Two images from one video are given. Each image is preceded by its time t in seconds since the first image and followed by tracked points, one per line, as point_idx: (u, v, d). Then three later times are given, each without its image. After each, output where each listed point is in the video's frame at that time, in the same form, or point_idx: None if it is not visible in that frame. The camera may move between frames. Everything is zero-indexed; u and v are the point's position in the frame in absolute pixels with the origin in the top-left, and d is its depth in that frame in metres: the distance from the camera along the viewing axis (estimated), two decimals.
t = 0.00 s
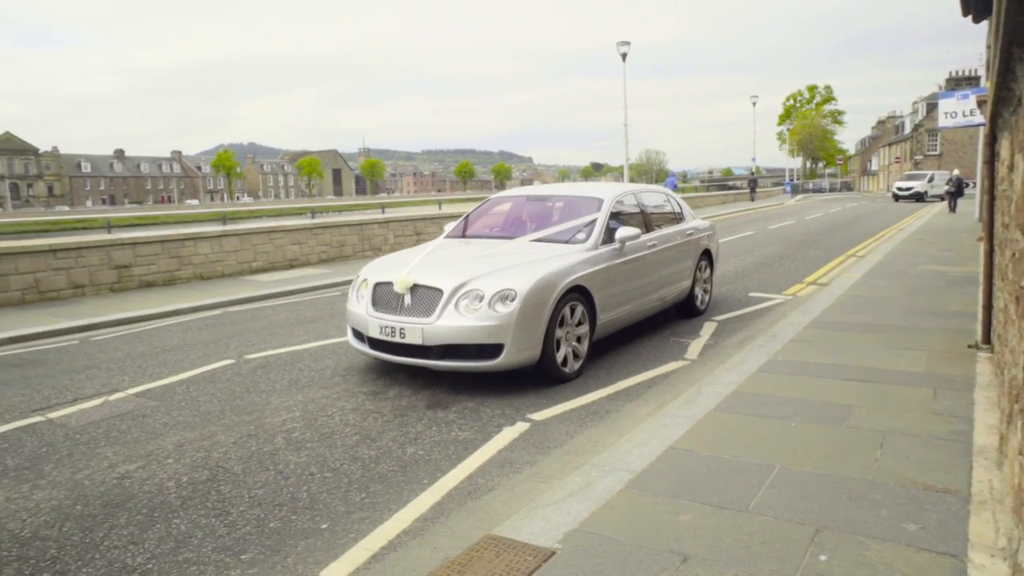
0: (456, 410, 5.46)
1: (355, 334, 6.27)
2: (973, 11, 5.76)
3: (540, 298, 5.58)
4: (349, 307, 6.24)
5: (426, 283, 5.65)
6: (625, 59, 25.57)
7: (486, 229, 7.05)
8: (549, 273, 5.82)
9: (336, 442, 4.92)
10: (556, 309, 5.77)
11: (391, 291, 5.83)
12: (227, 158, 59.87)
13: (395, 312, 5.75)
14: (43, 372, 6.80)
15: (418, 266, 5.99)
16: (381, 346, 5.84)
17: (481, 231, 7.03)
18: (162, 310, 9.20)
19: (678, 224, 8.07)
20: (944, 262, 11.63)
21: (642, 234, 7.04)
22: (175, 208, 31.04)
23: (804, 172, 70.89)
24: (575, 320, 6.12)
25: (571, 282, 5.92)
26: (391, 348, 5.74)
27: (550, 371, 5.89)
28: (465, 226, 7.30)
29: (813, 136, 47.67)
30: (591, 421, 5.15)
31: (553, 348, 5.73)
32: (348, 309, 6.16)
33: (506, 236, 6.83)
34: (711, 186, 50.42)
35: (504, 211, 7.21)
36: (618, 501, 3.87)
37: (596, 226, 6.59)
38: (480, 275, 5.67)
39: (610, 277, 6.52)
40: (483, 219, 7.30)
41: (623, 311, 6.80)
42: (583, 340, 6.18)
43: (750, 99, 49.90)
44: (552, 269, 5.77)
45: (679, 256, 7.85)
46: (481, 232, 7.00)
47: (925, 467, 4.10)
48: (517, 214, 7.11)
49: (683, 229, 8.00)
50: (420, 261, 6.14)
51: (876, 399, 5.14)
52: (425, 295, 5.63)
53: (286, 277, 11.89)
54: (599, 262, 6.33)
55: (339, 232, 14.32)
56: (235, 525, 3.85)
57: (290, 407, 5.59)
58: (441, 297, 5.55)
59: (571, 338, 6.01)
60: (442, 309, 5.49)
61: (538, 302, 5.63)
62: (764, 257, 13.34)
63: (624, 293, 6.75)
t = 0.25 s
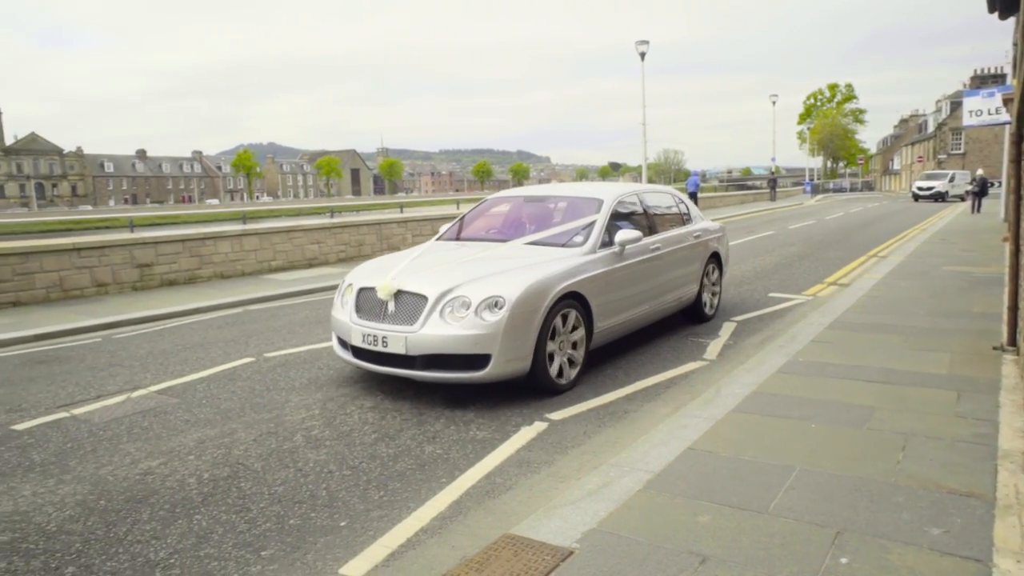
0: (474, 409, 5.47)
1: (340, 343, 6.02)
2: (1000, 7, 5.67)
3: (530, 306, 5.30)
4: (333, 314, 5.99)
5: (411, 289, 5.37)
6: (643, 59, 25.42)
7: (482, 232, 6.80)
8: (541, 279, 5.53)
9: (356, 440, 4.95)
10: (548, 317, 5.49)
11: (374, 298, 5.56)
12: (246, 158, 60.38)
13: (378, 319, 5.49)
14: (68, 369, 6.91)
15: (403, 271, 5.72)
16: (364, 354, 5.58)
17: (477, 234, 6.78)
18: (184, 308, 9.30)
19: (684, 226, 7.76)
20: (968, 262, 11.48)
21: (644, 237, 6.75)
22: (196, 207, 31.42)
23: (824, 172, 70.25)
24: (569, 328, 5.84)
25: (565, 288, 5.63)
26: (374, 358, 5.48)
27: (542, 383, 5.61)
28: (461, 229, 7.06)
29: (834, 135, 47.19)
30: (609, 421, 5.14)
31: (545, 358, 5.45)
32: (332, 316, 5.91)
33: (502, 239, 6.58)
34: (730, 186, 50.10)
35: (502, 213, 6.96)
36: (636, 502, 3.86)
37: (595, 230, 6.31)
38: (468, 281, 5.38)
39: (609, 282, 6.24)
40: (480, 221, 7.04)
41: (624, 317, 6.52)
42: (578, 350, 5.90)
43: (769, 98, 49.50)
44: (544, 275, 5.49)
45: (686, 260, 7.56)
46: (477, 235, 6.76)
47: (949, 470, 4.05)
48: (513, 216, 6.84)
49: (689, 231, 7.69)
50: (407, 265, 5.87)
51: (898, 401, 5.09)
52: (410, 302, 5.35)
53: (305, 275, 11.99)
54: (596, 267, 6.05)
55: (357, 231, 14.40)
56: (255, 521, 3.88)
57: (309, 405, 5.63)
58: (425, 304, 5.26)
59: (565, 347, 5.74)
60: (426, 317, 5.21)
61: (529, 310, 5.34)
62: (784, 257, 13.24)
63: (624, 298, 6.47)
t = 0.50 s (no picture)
0: (492, 408, 5.49)
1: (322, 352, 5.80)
2: None
3: (518, 313, 5.03)
4: (315, 320, 5.77)
5: (392, 295, 5.12)
6: (662, 58, 25.34)
7: (476, 234, 6.54)
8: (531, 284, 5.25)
9: (375, 438, 4.98)
10: (539, 324, 5.21)
11: (355, 304, 5.32)
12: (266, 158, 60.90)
13: (359, 327, 5.25)
14: (92, 366, 7.01)
15: (386, 275, 5.47)
16: (345, 363, 5.37)
17: (471, 235, 6.51)
18: (205, 307, 9.40)
19: (690, 228, 7.45)
20: (993, 263, 11.32)
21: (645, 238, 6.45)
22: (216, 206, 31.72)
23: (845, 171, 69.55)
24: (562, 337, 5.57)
25: (558, 294, 5.36)
26: (354, 368, 5.26)
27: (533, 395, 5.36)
28: (455, 230, 6.79)
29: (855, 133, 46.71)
30: (628, 421, 5.13)
31: (535, 369, 5.19)
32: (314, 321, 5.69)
33: (496, 240, 6.31)
34: (749, 186, 49.76)
35: (497, 213, 6.68)
36: (654, 502, 3.85)
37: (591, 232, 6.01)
38: (452, 287, 5.12)
39: (607, 287, 5.95)
40: (474, 222, 6.78)
41: (624, 324, 6.24)
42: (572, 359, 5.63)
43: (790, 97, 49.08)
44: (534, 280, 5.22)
45: (692, 263, 7.26)
46: (471, 236, 6.50)
47: (973, 473, 4.00)
48: (508, 217, 6.57)
49: (695, 233, 7.38)
50: (392, 270, 5.62)
51: (921, 403, 5.03)
52: (391, 309, 5.10)
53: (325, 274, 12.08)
54: (591, 271, 5.76)
55: (376, 230, 14.49)
56: (275, 518, 3.92)
57: (329, 404, 5.67)
58: (406, 312, 5.00)
59: (557, 357, 5.47)
60: (407, 325, 4.96)
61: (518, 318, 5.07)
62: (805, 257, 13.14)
63: (623, 303, 6.18)
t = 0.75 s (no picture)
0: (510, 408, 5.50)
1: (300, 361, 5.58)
2: None
3: (502, 320, 4.78)
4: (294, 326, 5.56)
5: (369, 302, 4.89)
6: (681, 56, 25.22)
7: (468, 236, 6.30)
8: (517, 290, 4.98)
9: (393, 437, 5.01)
10: (524, 333, 4.95)
11: (331, 310, 5.10)
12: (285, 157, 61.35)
13: (335, 335, 5.03)
14: (115, 363, 7.11)
15: (366, 281, 5.24)
16: (321, 373, 5.16)
17: (462, 238, 6.28)
18: (226, 305, 9.50)
19: (694, 230, 7.18)
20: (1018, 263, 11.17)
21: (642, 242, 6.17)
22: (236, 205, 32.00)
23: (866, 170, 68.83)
24: (551, 346, 5.30)
25: (545, 301, 5.09)
26: (327, 378, 5.04)
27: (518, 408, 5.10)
28: (447, 232, 6.56)
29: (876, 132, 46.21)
30: (646, 421, 5.12)
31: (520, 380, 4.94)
32: (292, 329, 5.48)
33: (485, 243, 6.07)
34: (769, 185, 49.40)
35: (489, 215, 6.44)
36: (672, 502, 3.83)
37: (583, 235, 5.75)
38: (431, 294, 4.87)
39: (601, 293, 5.68)
40: (467, 224, 6.54)
41: (619, 332, 5.97)
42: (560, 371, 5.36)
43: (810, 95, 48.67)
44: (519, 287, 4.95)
45: (695, 267, 6.99)
46: (462, 239, 6.27)
47: (997, 476, 3.95)
48: (499, 219, 6.33)
49: (699, 235, 7.09)
50: (374, 275, 5.40)
51: (944, 405, 4.97)
52: (368, 316, 4.87)
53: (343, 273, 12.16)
54: (583, 276, 5.49)
55: (394, 229, 14.56)
56: (294, 515, 3.95)
57: (348, 402, 5.72)
58: (382, 320, 4.77)
59: (545, 367, 5.21)
60: (383, 333, 4.73)
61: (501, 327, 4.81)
62: (825, 257, 13.03)
63: (618, 310, 5.90)
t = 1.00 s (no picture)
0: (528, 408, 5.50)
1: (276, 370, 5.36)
2: None
3: (482, 328, 4.51)
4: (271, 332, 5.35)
5: (342, 308, 4.65)
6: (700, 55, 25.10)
7: (458, 238, 6.04)
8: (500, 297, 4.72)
9: (411, 435, 5.03)
10: (508, 343, 4.69)
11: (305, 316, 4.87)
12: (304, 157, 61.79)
13: (308, 343, 4.80)
14: (138, 360, 7.20)
15: (342, 285, 5.01)
16: (294, 383, 4.94)
17: (452, 239, 6.03)
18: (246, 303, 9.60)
19: (696, 232, 6.90)
20: None
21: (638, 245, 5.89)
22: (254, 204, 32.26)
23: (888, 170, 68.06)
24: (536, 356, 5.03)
25: (531, 308, 4.83)
26: (299, 388, 4.82)
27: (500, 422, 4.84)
28: (436, 234, 6.32)
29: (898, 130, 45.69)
30: (665, 421, 5.10)
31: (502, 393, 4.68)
32: (267, 337, 5.27)
33: (474, 246, 5.82)
34: (789, 184, 49.01)
35: (480, 217, 6.19)
36: (691, 503, 3.82)
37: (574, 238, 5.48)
38: (408, 301, 4.61)
39: (592, 299, 5.40)
40: (457, 225, 6.29)
41: (614, 340, 5.70)
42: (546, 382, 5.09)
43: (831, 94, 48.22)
44: (503, 293, 4.69)
45: (697, 270, 6.71)
46: (451, 241, 6.02)
47: (1022, 480, 3.90)
48: (489, 221, 6.07)
49: (702, 238, 6.81)
50: (353, 279, 5.17)
51: (967, 406, 4.91)
52: (340, 324, 4.64)
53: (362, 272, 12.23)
54: (572, 281, 5.23)
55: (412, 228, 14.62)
56: (313, 512, 3.98)
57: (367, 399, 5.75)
58: (354, 328, 4.52)
59: (530, 379, 4.94)
60: (355, 342, 4.48)
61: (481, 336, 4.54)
62: (846, 258, 12.92)
63: (611, 317, 5.63)
